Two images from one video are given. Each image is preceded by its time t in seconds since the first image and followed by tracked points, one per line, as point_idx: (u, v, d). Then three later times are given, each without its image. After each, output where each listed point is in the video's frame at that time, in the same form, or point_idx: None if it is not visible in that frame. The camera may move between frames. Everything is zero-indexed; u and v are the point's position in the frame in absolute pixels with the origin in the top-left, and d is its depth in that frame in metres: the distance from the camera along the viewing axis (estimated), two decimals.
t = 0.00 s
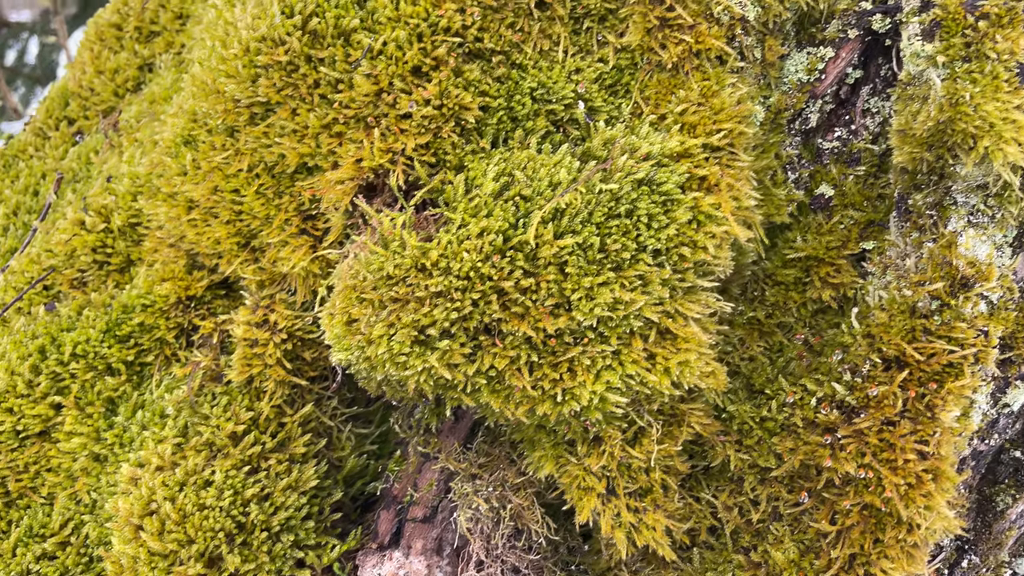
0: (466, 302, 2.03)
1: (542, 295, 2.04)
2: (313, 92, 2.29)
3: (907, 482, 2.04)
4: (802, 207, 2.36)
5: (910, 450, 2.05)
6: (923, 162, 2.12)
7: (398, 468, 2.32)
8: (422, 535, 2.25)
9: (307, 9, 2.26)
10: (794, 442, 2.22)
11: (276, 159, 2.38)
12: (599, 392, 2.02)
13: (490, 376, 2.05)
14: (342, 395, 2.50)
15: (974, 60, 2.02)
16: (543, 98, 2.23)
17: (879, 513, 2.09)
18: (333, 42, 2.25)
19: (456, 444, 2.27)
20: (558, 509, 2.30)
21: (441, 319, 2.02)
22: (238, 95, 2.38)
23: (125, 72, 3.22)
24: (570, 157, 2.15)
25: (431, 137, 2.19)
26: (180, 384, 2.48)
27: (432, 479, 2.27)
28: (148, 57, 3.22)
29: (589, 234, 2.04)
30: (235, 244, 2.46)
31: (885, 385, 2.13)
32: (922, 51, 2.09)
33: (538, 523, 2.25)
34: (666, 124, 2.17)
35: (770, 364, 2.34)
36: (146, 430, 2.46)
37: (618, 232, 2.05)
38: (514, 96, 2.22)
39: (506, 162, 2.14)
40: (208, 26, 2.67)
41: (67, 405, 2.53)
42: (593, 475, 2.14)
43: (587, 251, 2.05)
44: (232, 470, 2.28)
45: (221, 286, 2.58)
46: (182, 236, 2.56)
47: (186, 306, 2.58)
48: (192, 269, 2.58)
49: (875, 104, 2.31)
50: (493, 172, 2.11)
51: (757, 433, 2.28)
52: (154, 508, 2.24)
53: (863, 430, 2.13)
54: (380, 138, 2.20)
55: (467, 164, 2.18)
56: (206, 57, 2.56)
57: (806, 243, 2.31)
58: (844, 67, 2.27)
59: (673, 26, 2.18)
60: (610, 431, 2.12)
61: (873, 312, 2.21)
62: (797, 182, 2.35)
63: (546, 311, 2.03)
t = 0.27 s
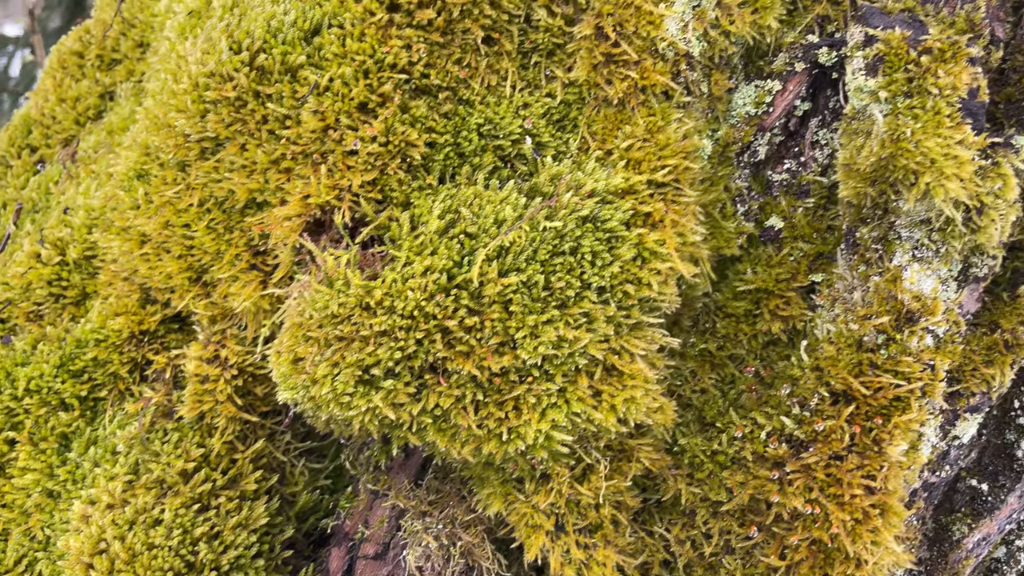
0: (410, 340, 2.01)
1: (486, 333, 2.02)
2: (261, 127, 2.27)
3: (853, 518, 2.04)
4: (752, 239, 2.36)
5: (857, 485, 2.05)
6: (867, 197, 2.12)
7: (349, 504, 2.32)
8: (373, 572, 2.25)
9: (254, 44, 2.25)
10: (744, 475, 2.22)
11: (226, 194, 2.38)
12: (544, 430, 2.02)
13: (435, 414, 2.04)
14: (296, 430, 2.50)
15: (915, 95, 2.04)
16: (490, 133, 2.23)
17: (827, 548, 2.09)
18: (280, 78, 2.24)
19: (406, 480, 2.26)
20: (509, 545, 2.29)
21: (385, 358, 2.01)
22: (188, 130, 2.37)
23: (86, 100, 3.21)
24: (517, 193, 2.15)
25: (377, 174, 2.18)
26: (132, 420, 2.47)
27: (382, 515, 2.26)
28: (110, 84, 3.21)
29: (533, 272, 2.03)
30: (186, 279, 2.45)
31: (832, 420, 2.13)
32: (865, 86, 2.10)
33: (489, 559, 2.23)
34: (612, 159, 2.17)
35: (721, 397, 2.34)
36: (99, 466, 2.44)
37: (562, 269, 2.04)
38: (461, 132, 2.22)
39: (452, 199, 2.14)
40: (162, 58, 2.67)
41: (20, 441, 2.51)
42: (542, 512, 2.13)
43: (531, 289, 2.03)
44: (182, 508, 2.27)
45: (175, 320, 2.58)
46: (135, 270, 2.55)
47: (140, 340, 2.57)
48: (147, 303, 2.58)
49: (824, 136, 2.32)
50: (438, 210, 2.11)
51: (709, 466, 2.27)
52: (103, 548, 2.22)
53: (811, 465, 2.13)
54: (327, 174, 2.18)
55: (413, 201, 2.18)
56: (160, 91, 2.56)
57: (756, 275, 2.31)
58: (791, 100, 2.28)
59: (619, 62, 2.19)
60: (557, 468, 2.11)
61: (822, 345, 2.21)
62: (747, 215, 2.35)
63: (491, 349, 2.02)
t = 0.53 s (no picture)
0: (353, 387, 2.01)
1: (429, 379, 2.01)
2: (209, 170, 2.28)
3: (798, 559, 2.05)
4: (701, 277, 2.38)
5: (801, 526, 2.06)
6: (809, 238, 2.14)
7: (300, 547, 2.33)
8: None
9: (201, 88, 2.26)
10: (693, 514, 2.22)
11: (177, 236, 2.38)
12: (488, 475, 2.02)
13: (380, 460, 2.04)
14: (250, 470, 2.51)
15: (854, 137, 2.06)
16: (437, 175, 2.24)
17: None
18: (227, 121, 2.25)
19: (356, 523, 2.26)
20: None
21: (328, 405, 2.01)
22: (138, 171, 2.37)
23: (48, 133, 3.21)
24: (462, 236, 2.15)
25: (323, 218, 2.19)
26: (85, 462, 2.46)
27: (333, 558, 2.28)
28: (72, 118, 3.21)
29: (476, 316, 2.03)
30: (138, 320, 2.45)
31: (778, 460, 2.13)
32: (806, 128, 2.12)
33: None
34: (557, 202, 2.18)
35: (671, 434, 2.35)
36: (52, 508, 2.42)
37: (506, 313, 2.05)
38: (407, 175, 2.24)
39: (397, 243, 2.14)
40: (117, 97, 2.67)
41: None
42: (489, 555, 2.13)
43: (475, 333, 2.04)
44: (132, 551, 2.27)
45: (129, 359, 2.58)
46: (88, 310, 2.55)
47: (93, 380, 2.56)
48: (101, 342, 2.57)
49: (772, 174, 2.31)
50: (383, 254, 2.12)
51: (659, 505, 2.28)
52: None
53: (757, 505, 2.13)
54: (273, 218, 2.18)
55: (359, 244, 2.19)
56: (114, 132, 2.57)
57: (705, 313, 2.33)
58: (737, 139, 2.30)
59: (564, 104, 2.20)
60: (504, 511, 2.12)
61: (768, 384, 2.22)
62: (695, 253, 2.37)
63: (434, 394, 2.01)
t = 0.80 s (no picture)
0: (297, 430, 2.01)
1: (374, 421, 2.01)
2: (158, 209, 2.27)
3: None
4: (654, 310, 2.37)
5: (750, 563, 2.06)
6: (756, 275, 2.14)
7: None
8: None
9: (149, 127, 2.25)
10: (645, 551, 2.21)
11: (127, 274, 2.38)
12: (435, 517, 2.01)
13: (326, 502, 2.03)
14: (204, 507, 2.49)
15: (798, 175, 2.07)
16: (386, 213, 2.23)
17: None
18: (175, 160, 2.24)
19: (307, 563, 2.26)
20: None
21: (272, 448, 2.00)
22: (88, 209, 2.35)
23: (9, 164, 3.19)
24: (410, 274, 2.14)
25: (270, 258, 2.18)
26: (37, 501, 2.43)
27: None
28: (33, 149, 3.20)
29: (422, 357, 2.02)
30: (91, 357, 2.44)
31: (727, 497, 2.13)
32: (752, 164, 2.12)
33: None
34: (505, 239, 2.18)
35: (625, 469, 2.34)
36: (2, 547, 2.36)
37: (451, 353, 2.04)
38: (354, 214, 2.23)
39: (344, 282, 2.14)
40: (72, 132, 2.66)
41: None
42: None
43: (420, 374, 2.02)
44: None
45: (84, 396, 2.57)
46: (42, 347, 2.53)
47: (48, 418, 2.54)
48: (55, 380, 2.56)
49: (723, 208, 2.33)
50: (328, 294, 2.11)
51: (611, 541, 2.27)
52: None
53: (707, 543, 2.13)
54: (221, 257, 2.18)
55: (306, 284, 2.19)
56: (67, 168, 2.55)
57: (657, 347, 2.32)
58: (687, 173, 2.31)
59: (511, 141, 2.21)
60: (453, 552, 2.11)
61: (719, 420, 2.22)
62: (647, 286, 2.37)
63: (378, 437, 2.00)
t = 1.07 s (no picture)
0: (257, 471, 2.01)
1: (334, 461, 2.01)
2: (122, 247, 2.27)
3: None
4: (618, 343, 2.39)
5: None
6: (714, 311, 2.16)
7: None
8: None
9: (112, 165, 2.25)
10: None
11: (93, 311, 2.38)
12: (395, 556, 2.01)
13: (287, 542, 2.04)
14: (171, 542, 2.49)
15: (754, 212, 2.09)
16: (348, 250, 2.26)
17: None
18: (139, 199, 2.24)
19: None
20: None
21: (232, 489, 2.00)
22: (53, 245, 2.34)
23: None
24: (371, 311, 2.16)
25: (232, 296, 2.20)
26: (4, 538, 2.40)
27: None
28: (6, 179, 3.20)
29: (381, 396, 2.04)
30: (58, 393, 2.44)
31: (688, 531, 2.14)
32: (709, 201, 2.14)
33: None
34: (466, 276, 2.20)
35: (590, 502, 2.35)
36: None
37: (410, 392, 2.05)
38: (316, 251, 2.26)
39: (305, 320, 2.16)
40: (40, 167, 2.66)
41: None
42: None
43: (380, 414, 2.04)
44: None
45: (53, 431, 2.54)
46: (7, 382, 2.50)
47: (15, 454, 2.50)
48: (22, 415, 2.52)
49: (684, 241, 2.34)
50: (289, 333, 2.12)
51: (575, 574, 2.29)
52: None
53: None
54: (183, 296, 2.18)
55: (267, 321, 2.20)
56: (35, 203, 2.53)
57: (620, 381, 2.34)
58: (649, 207, 2.32)
59: (472, 178, 2.23)
60: None
61: (681, 453, 2.23)
62: (611, 319, 2.38)
63: (338, 478, 2.01)
